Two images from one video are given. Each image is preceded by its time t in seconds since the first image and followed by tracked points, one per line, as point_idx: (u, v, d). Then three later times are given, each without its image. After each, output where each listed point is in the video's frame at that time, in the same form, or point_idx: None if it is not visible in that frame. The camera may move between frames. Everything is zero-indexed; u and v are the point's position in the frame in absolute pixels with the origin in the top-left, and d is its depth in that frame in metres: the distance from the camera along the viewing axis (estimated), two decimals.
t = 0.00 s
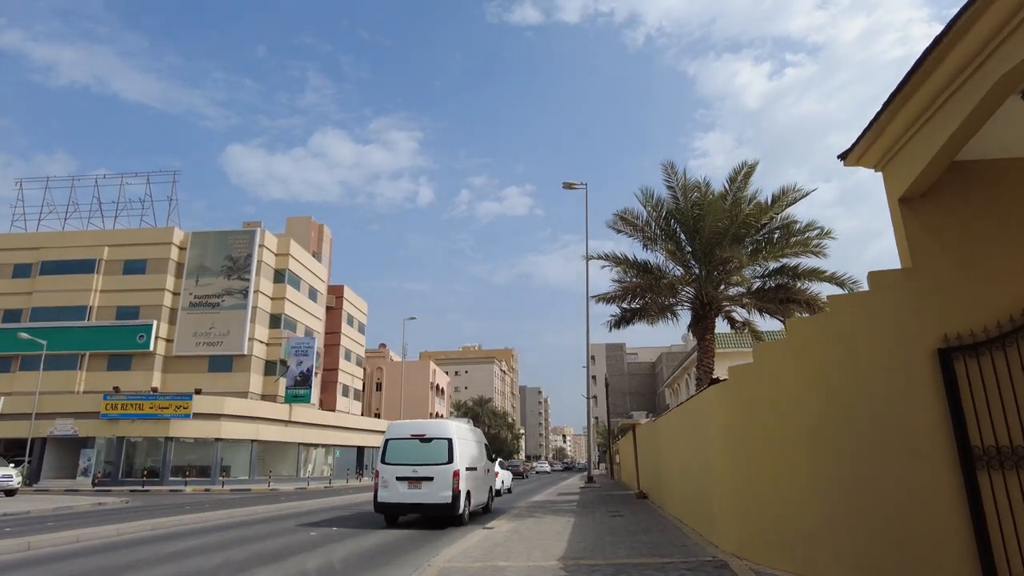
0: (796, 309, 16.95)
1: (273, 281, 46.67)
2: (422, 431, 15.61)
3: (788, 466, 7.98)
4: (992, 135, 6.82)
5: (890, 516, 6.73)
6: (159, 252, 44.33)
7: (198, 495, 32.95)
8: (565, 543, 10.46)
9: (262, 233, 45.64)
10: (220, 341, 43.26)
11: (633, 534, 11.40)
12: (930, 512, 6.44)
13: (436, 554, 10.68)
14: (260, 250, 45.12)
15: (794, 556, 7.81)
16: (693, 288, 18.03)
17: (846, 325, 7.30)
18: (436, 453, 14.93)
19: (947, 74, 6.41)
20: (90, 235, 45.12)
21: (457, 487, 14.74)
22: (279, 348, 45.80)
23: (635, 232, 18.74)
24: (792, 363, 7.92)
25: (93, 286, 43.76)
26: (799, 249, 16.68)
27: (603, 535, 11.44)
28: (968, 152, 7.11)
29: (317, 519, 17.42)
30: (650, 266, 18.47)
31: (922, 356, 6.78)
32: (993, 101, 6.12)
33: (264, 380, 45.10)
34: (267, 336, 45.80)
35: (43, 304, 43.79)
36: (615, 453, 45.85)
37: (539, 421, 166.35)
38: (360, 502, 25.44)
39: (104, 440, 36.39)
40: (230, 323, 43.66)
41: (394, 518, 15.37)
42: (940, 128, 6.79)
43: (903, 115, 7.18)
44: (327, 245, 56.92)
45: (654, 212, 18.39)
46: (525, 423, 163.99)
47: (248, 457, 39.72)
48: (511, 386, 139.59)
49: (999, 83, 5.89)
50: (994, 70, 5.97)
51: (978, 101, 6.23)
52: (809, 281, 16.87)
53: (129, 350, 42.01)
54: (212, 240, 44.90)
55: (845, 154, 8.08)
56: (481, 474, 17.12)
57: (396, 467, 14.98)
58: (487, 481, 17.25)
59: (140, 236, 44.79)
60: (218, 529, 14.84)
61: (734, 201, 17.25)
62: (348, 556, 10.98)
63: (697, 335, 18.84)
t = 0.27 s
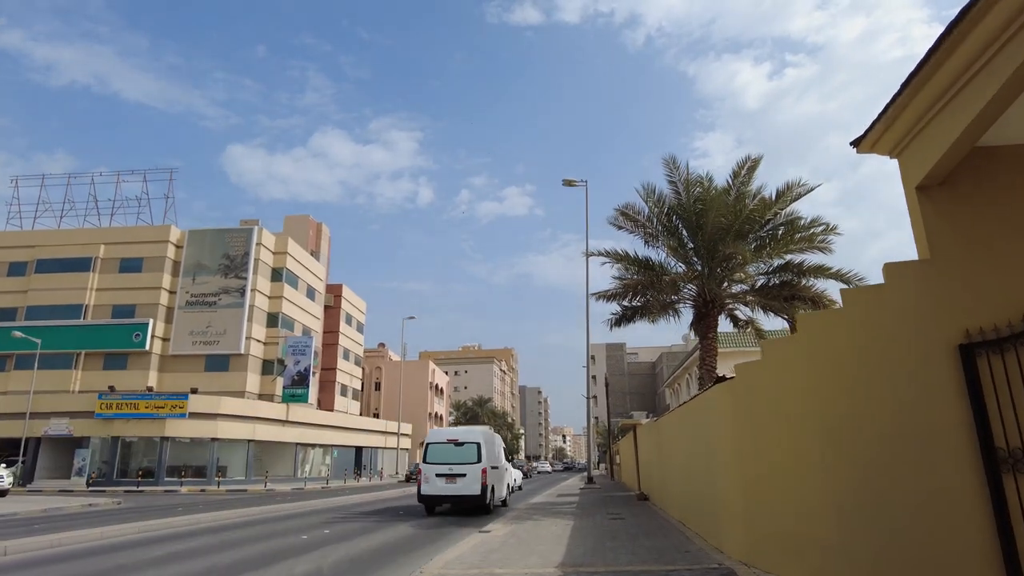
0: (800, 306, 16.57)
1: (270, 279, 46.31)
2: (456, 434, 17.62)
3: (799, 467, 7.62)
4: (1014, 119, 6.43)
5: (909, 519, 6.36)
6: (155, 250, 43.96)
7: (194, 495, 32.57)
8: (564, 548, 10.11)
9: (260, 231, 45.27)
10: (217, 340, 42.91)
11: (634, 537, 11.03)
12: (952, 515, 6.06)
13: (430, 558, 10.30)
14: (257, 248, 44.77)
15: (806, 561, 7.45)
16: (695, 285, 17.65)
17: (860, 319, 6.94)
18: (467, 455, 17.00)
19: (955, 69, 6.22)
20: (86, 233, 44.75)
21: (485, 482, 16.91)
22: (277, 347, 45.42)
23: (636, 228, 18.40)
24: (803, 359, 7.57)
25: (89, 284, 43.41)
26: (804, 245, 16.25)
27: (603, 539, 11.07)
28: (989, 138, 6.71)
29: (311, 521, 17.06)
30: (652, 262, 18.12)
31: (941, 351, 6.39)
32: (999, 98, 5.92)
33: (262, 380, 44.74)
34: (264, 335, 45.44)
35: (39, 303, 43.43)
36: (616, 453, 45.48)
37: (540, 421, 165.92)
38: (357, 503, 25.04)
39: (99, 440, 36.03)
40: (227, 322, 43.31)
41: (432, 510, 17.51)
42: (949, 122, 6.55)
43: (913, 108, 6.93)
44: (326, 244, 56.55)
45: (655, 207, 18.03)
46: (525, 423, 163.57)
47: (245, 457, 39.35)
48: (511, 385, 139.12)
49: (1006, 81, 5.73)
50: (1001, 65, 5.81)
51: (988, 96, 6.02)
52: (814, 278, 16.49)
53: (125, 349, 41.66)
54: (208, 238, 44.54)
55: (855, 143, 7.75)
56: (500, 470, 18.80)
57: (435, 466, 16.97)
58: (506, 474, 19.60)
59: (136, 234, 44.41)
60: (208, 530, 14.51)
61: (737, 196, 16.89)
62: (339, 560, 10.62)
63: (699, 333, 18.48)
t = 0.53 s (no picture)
0: (803, 301, 16.14)
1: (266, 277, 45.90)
2: (482, 437, 22.11)
3: (807, 461, 7.22)
4: None
5: (922, 517, 5.93)
6: (149, 247, 43.50)
7: (187, 494, 32.12)
8: (561, 549, 9.68)
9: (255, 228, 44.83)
10: (212, 337, 42.47)
11: (635, 538, 10.58)
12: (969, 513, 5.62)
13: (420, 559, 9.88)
14: (253, 245, 44.35)
15: (814, 562, 7.04)
16: (696, 279, 17.21)
17: (873, 305, 6.52)
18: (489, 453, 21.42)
19: (953, 63, 6.14)
20: (79, 229, 44.28)
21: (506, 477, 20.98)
22: (272, 345, 44.97)
23: (636, 221, 18.00)
24: (815, 348, 7.16)
25: (82, 281, 42.96)
26: (808, 238, 15.79)
27: (601, 539, 10.64)
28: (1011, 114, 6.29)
29: (302, 520, 16.64)
30: (651, 256, 17.71)
31: (961, 337, 5.93)
32: (992, 96, 5.81)
33: (257, 378, 44.30)
34: (260, 333, 44.99)
35: (32, 300, 42.97)
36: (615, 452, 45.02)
37: (539, 421, 165.55)
38: (351, 503, 24.57)
39: (91, 439, 35.53)
40: (222, 319, 42.86)
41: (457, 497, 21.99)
42: (952, 113, 6.36)
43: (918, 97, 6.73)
44: (322, 242, 56.11)
45: (655, 200, 17.63)
46: (524, 423, 163.10)
47: (240, 456, 38.90)
48: (510, 385, 138.72)
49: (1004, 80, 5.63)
50: (999, 61, 5.74)
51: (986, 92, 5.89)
52: (818, 272, 16.07)
53: (119, 347, 41.19)
54: (203, 235, 44.07)
55: (868, 121, 7.35)
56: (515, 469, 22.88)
57: (464, 463, 21.36)
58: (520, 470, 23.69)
59: (130, 231, 43.95)
60: (195, 529, 14.08)
61: (739, 187, 16.47)
62: (326, 562, 10.19)
63: (699, 328, 18.08)
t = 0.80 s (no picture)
0: (807, 299, 15.76)
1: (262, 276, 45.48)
2: (496, 442, 25.84)
3: (813, 462, 6.93)
4: None
5: (929, 523, 5.60)
6: (144, 246, 43.08)
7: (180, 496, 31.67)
8: (556, 556, 9.31)
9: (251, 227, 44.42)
10: (207, 337, 42.08)
11: (634, 545, 10.16)
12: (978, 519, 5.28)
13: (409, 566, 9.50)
14: (248, 244, 43.93)
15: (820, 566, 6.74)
16: (697, 276, 16.83)
17: (881, 297, 6.18)
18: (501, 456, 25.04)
19: (953, 64, 6.02)
20: (73, 228, 43.87)
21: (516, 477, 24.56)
22: (268, 345, 44.55)
23: (635, 217, 17.62)
24: (824, 344, 6.81)
25: (76, 281, 42.56)
26: (812, 234, 15.40)
27: (598, 545, 10.25)
28: None
29: (292, 523, 16.27)
30: (651, 253, 17.33)
31: (974, 331, 5.55)
32: (989, 98, 5.67)
33: (252, 378, 43.88)
34: (255, 333, 44.56)
35: (25, 300, 42.58)
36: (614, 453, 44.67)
37: (537, 421, 165.22)
38: (345, 505, 24.19)
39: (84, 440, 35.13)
40: (217, 319, 42.46)
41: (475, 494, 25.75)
42: (956, 112, 6.19)
43: (922, 97, 6.56)
44: (319, 241, 55.69)
45: (654, 195, 17.24)
46: (523, 423, 162.73)
47: (234, 458, 38.48)
48: (508, 385, 138.35)
49: (1001, 84, 5.52)
50: (997, 64, 5.65)
51: (985, 93, 5.75)
52: (822, 269, 15.69)
53: (113, 348, 40.81)
54: (198, 234, 43.66)
55: (882, 109, 7.00)
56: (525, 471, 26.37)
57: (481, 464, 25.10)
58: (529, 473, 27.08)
59: (124, 230, 43.52)
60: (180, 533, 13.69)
61: (741, 182, 16.09)
62: (312, 569, 9.81)
63: (700, 327, 17.71)
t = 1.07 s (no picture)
0: (812, 292, 15.38)
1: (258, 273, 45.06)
2: (508, 444, 29.42)
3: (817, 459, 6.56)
4: None
5: (925, 523, 5.17)
6: (139, 243, 42.61)
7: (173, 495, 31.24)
8: (555, 557, 8.88)
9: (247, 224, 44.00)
10: (202, 335, 41.65)
11: (636, 546, 9.70)
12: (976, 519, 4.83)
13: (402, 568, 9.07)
14: (244, 242, 43.51)
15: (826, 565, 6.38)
16: (700, 270, 16.44)
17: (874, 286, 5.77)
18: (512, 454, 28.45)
19: (974, 37, 5.55)
20: (67, 225, 43.40)
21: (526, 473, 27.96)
22: (264, 343, 44.17)
23: (636, 209, 17.22)
24: (832, 333, 6.34)
25: (70, 278, 42.10)
26: (817, 226, 15.03)
27: (599, 546, 9.81)
28: None
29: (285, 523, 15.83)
30: (652, 246, 16.94)
31: (979, 322, 5.01)
32: (1000, 92, 5.44)
33: (248, 377, 43.51)
34: (251, 331, 44.20)
35: (19, 297, 42.10)
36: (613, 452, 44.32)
37: (537, 421, 164.81)
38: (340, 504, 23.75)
39: (76, 439, 34.66)
40: (212, 317, 42.04)
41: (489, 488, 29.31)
42: (965, 105, 5.95)
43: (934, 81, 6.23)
44: (316, 239, 55.28)
45: (656, 187, 16.85)
46: (522, 423, 162.27)
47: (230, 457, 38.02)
48: (507, 385, 137.92)
49: (1002, 83, 5.37)
50: (1010, 48, 5.34)
51: (993, 88, 5.53)
52: (827, 262, 15.28)
53: (107, 345, 40.36)
54: (194, 231, 43.21)
55: (897, 82, 6.49)
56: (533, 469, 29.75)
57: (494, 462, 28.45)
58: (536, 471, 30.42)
59: (119, 227, 43.06)
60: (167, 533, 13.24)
61: (745, 174, 15.69)
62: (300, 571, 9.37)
63: (702, 321, 17.32)
